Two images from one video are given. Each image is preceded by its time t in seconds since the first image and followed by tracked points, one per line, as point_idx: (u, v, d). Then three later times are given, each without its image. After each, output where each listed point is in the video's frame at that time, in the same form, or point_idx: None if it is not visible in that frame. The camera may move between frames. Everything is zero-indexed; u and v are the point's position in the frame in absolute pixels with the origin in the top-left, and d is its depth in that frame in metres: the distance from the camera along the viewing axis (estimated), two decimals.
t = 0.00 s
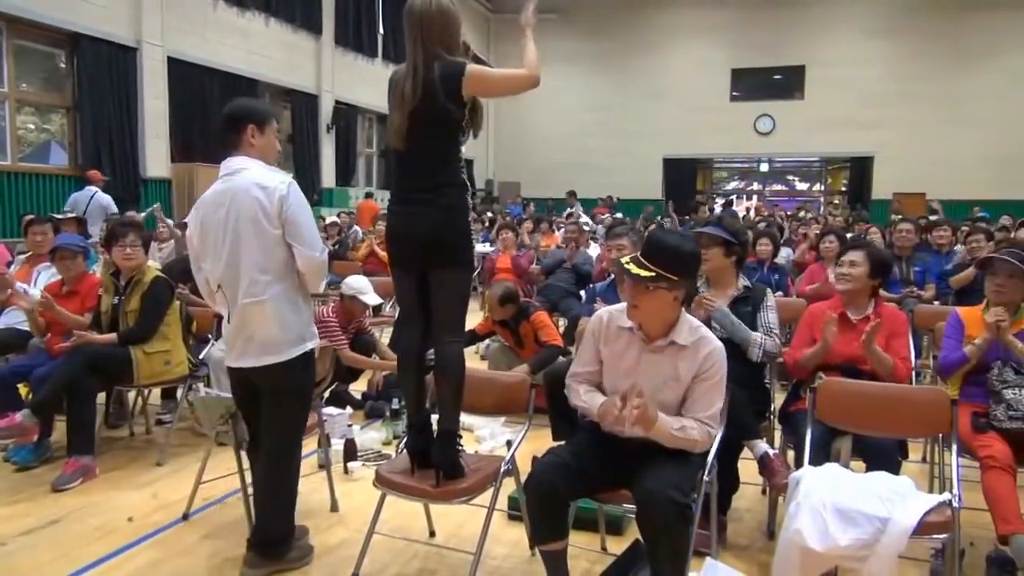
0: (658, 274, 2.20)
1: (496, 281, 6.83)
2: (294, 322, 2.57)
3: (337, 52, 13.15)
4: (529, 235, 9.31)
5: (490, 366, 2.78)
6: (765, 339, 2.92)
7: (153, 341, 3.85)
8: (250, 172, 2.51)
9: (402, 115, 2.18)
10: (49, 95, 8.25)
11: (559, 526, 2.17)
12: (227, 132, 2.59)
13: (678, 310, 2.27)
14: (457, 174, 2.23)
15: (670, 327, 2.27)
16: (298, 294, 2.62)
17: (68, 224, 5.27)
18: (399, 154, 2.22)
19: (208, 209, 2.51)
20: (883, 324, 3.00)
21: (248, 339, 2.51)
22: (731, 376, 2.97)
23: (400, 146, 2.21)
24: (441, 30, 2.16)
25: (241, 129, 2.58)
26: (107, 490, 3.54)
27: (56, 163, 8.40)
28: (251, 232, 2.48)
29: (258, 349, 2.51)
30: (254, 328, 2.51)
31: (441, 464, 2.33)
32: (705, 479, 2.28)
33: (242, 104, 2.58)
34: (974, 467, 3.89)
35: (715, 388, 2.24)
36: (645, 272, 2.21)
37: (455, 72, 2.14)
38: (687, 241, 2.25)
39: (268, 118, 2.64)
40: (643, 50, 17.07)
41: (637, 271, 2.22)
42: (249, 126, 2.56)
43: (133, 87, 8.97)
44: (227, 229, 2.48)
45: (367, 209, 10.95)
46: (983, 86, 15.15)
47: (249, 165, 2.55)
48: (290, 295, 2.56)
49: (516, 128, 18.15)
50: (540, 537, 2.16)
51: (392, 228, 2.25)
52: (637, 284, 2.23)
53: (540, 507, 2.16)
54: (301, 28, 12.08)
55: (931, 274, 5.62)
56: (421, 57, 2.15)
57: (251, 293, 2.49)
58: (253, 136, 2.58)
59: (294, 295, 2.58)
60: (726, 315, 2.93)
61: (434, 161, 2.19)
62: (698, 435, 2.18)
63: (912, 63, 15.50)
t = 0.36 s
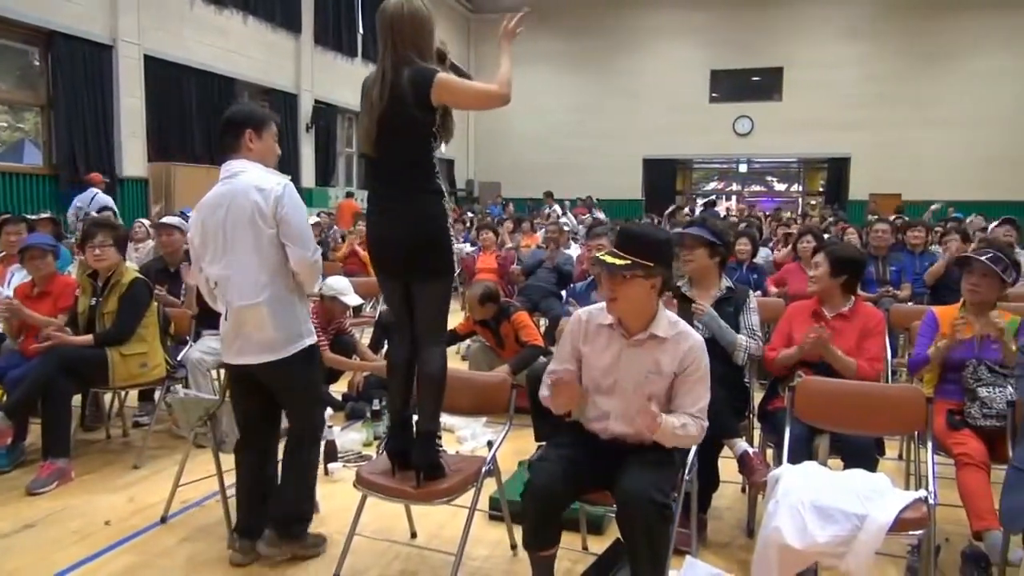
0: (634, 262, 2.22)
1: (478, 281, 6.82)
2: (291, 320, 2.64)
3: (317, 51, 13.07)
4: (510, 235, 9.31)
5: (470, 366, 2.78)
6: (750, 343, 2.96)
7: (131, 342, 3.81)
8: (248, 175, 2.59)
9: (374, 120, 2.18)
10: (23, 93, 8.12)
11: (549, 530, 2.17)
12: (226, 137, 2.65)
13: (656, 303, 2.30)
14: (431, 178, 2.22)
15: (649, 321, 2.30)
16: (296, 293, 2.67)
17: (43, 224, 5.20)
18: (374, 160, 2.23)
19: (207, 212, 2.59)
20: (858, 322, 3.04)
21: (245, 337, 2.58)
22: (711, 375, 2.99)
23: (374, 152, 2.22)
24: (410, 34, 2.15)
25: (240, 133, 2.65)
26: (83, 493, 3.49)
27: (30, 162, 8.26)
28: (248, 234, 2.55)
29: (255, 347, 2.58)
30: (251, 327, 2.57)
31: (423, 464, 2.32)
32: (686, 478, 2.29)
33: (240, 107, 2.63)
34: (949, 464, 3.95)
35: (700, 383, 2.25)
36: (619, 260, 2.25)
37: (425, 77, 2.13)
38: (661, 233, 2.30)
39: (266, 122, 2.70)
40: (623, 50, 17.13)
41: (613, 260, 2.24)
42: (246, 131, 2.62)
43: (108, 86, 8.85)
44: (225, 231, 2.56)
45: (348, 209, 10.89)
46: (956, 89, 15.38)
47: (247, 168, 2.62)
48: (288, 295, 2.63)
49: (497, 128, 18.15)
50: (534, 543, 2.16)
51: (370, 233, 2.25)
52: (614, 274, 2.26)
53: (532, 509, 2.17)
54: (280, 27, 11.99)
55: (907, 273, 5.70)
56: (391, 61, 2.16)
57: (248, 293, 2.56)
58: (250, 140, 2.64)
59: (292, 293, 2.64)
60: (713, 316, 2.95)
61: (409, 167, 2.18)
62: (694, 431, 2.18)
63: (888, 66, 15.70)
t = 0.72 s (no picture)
0: (619, 255, 2.24)
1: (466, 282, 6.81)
2: (309, 318, 2.69)
3: (304, 50, 13.02)
4: (498, 236, 9.30)
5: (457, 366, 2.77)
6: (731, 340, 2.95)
7: (115, 343, 3.78)
8: (268, 176, 2.63)
9: (360, 115, 2.18)
10: (6, 91, 8.04)
11: (529, 525, 2.18)
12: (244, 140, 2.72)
13: (641, 298, 2.31)
14: (419, 173, 2.22)
15: (633, 315, 2.32)
16: (312, 291, 2.72)
17: (25, 223, 5.15)
18: (361, 157, 2.22)
19: (227, 211, 2.63)
20: (849, 320, 3.06)
21: (265, 334, 2.63)
22: (699, 375, 2.99)
23: (360, 149, 2.21)
24: (396, 29, 2.14)
25: (260, 137, 2.71)
26: (68, 495, 3.46)
27: (13, 160, 8.19)
28: (268, 234, 2.59)
29: (275, 343, 2.63)
30: (271, 325, 2.62)
31: (411, 463, 2.31)
32: (672, 477, 2.30)
33: (258, 114, 2.71)
34: (933, 462, 3.99)
35: (681, 376, 2.27)
36: (605, 251, 2.26)
37: (414, 71, 2.13)
38: (648, 228, 2.31)
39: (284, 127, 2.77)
40: (610, 51, 17.17)
41: (599, 251, 2.27)
42: (265, 137, 2.69)
43: (93, 84, 8.78)
44: (245, 230, 2.60)
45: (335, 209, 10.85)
46: (940, 91, 15.53)
47: (266, 170, 2.67)
48: (307, 293, 2.68)
49: (484, 129, 18.15)
50: (514, 538, 2.16)
51: (357, 231, 2.25)
52: (599, 265, 2.28)
53: (515, 506, 2.17)
54: (266, 26, 11.93)
55: (891, 273, 5.75)
56: (376, 55, 2.15)
57: (269, 291, 2.60)
58: (270, 144, 2.71)
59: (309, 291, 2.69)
60: (692, 312, 2.96)
61: (397, 161, 2.18)
62: (663, 419, 2.19)
63: (873, 67, 15.82)
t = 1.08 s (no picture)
0: (608, 254, 2.25)
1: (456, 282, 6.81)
2: (324, 321, 2.74)
3: (293, 50, 12.97)
4: (488, 235, 9.30)
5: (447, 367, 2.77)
6: (727, 345, 2.99)
7: (103, 343, 3.77)
8: (296, 178, 2.68)
9: (349, 115, 2.18)
10: None
11: (519, 524, 2.18)
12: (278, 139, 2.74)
13: (631, 297, 2.32)
14: (414, 173, 2.21)
15: (624, 314, 2.31)
16: (330, 294, 2.77)
17: (11, 222, 5.11)
18: (353, 157, 2.23)
19: (254, 210, 2.69)
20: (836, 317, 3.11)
21: (280, 333, 2.70)
22: (690, 375, 2.99)
23: (352, 149, 2.21)
24: (385, 28, 2.14)
25: (294, 139, 2.73)
26: (55, 496, 3.44)
27: None
28: (290, 236, 2.65)
29: (287, 343, 2.69)
30: (286, 325, 2.68)
31: (402, 464, 2.31)
32: (663, 476, 2.31)
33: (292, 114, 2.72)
34: (921, 462, 4.02)
35: (674, 375, 2.26)
36: (595, 251, 2.27)
37: (406, 72, 2.13)
38: (635, 227, 2.32)
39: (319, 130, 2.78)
40: (600, 52, 17.19)
41: (589, 251, 2.27)
42: (296, 138, 2.72)
43: (81, 83, 8.72)
44: (268, 232, 2.66)
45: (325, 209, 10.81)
46: (929, 92, 15.63)
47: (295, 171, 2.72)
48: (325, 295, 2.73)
49: (475, 129, 18.14)
50: (502, 536, 2.16)
51: (352, 231, 2.25)
52: (589, 263, 2.29)
53: (505, 507, 2.17)
54: (256, 25, 11.88)
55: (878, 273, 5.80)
56: (363, 53, 2.15)
57: (286, 292, 2.66)
58: (303, 147, 2.74)
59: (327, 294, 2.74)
60: (690, 320, 2.97)
61: (390, 160, 2.18)
62: (668, 424, 2.20)
63: (861, 69, 15.92)
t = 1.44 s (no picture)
0: (613, 250, 2.25)
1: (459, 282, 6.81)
2: (347, 318, 2.80)
3: (298, 50, 12.98)
4: (492, 235, 9.31)
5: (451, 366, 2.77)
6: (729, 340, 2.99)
7: (108, 342, 3.77)
8: (332, 178, 2.72)
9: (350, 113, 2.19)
10: None
11: (523, 524, 2.18)
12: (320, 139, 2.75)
13: (634, 294, 2.33)
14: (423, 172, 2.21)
15: (626, 310, 2.33)
16: (354, 294, 2.81)
17: (16, 221, 5.12)
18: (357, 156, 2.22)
19: (291, 206, 2.77)
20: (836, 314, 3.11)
21: (303, 326, 2.79)
22: (693, 376, 2.99)
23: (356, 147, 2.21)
24: (388, 26, 2.14)
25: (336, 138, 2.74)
26: (60, 495, 3.44)
27: (5, 159, 8.14)
28: (317, 234, 2.71)
29: (310, 336, 2.78)
30: (307, 318, 2.77)
31: (406, 464, 2.31)
32: (668, 476, 2.31)
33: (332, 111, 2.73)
34: (926, 462, 4.01)
35: (676, 368, 2.28)
36: (599, 247, 2.27)
37: (415, 70, 2.15)
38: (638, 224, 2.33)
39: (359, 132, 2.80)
40: (603, 52, 17.19)
41: (595, 247, 2.27)
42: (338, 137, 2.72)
43: (85, 83, 8.74)
44: (299, 229, 2.74)
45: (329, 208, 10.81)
46: (933, 92, 15.60)
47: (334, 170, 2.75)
48: (350, 293, 2.79)
49: (479, 129, 18.14)
50: (506, 537, 2.16)
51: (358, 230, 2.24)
52: (593, 260, 2.28)
53: (509, 507, 2.17)
54: (260, 25, 11.90)
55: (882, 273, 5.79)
56: (364, 52, 2.14)
57: (311, 287, 2.75)
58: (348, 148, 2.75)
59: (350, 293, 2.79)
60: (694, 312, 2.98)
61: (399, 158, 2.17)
62: (663, 411, 2.21)
63: (865, 69, 15.89)
